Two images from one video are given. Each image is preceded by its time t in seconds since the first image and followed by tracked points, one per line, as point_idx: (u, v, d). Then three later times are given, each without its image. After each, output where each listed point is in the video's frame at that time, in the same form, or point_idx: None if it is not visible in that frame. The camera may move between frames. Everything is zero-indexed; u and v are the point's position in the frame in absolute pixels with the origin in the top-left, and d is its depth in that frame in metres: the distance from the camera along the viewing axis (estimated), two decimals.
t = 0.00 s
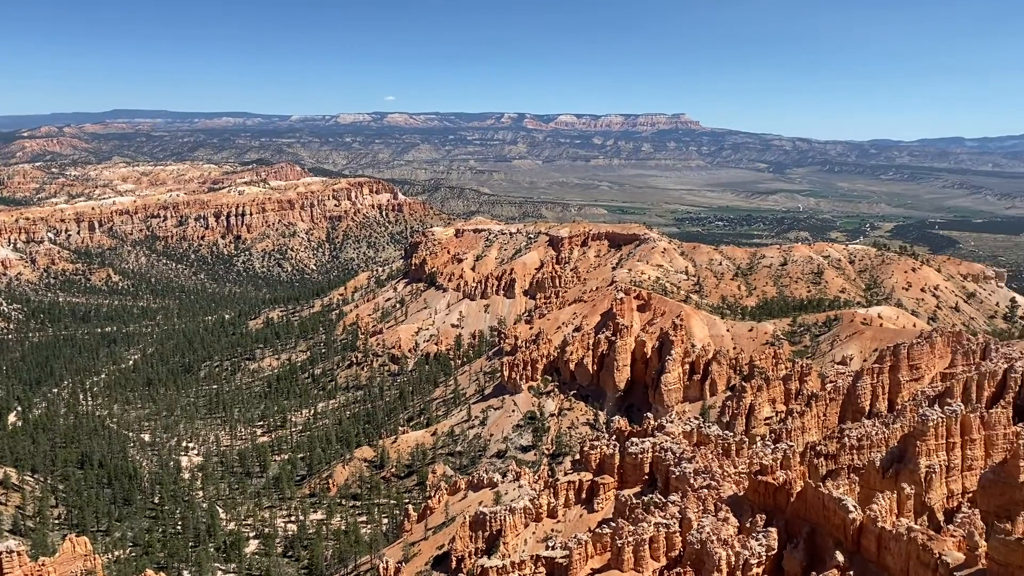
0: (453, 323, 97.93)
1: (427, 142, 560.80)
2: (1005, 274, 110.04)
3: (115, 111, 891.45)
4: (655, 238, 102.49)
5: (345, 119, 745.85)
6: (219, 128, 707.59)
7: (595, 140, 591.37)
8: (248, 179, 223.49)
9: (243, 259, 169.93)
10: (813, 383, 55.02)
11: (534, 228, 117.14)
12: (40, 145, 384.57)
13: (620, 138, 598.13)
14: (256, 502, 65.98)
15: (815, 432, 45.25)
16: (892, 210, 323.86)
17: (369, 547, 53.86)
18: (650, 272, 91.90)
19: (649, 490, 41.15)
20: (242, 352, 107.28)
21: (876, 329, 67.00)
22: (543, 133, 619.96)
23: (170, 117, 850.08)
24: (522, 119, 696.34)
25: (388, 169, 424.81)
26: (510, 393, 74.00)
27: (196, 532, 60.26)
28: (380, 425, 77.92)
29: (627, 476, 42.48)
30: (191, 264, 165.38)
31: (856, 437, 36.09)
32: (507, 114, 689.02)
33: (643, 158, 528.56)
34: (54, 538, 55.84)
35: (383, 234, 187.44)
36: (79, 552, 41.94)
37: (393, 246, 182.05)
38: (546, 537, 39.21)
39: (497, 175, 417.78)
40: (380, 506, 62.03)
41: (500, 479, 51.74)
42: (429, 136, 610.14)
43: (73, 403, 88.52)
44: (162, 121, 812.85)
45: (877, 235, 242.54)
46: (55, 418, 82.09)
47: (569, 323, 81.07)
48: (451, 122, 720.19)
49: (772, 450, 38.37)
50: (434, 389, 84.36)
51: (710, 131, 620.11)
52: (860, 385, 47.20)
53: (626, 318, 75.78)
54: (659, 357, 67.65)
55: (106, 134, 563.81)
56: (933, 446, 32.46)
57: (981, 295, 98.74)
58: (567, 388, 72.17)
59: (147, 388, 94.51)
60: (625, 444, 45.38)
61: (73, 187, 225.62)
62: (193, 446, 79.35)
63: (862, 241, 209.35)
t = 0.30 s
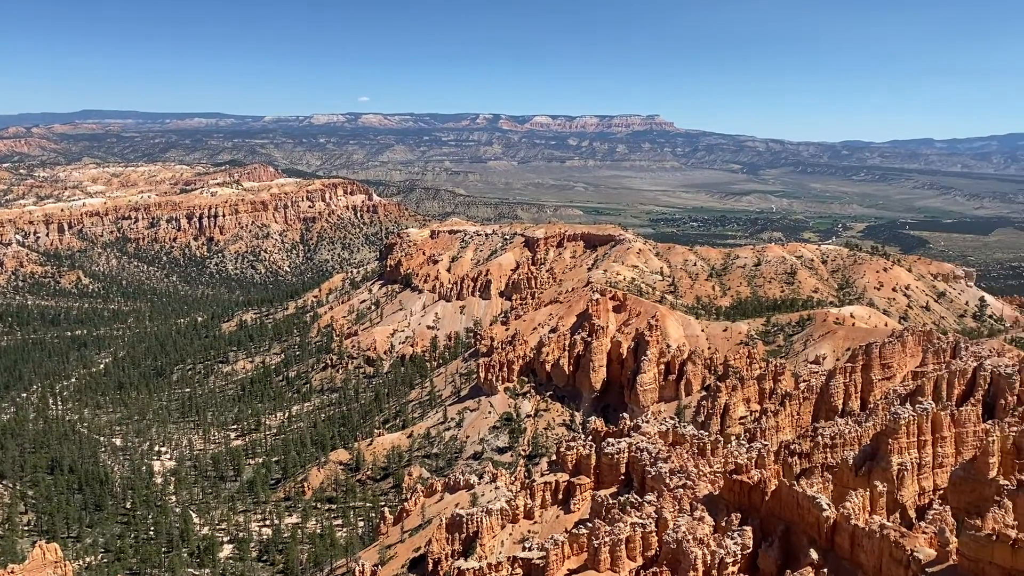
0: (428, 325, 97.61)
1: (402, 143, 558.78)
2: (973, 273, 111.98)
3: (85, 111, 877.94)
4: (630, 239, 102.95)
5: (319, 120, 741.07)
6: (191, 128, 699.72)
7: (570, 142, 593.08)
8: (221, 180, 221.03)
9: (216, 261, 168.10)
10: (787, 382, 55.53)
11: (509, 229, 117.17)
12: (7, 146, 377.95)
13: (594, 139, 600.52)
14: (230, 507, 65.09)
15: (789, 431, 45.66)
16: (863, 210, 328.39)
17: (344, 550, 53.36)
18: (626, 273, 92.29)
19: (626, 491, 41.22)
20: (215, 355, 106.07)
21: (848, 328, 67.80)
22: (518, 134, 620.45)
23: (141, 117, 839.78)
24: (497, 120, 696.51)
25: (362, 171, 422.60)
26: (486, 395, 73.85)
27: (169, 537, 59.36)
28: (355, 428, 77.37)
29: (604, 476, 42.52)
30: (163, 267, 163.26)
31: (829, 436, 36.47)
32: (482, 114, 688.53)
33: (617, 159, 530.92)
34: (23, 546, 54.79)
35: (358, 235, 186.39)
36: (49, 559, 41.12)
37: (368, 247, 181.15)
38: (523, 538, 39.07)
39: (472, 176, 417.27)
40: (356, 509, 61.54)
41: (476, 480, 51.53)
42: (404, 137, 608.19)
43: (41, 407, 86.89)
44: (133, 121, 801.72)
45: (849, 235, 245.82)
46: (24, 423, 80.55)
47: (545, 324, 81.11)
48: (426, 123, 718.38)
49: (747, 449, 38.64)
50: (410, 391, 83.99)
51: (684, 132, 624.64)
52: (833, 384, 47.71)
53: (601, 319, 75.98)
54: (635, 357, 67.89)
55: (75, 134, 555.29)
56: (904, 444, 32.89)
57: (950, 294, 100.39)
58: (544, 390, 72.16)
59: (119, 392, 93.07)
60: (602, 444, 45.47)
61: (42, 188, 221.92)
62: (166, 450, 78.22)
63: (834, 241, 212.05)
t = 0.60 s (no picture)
0: (405, 325, 97.34)
1: (377, 143, 556.48)
2: (943, 271, 113.81)
3: (54, 111, 864.87)
4: (606, 239, 103.49)
5: (294, 120, 735.98)
6: (163, 128, 691.44)
7: (546, 142, 594.14)
8: (195, 181, 218.76)
9: (189, 262, 166.34)
10: (761, 381, 56.07)
11: (486, 229, 117.12)
12: None
13: (571, 139, 602.19)
14: (205, 510, 64.38)
15: (763, 429, 46.10)
16: (835, 210, 332.59)
17: (321, 552, 52.98)
18: (602, 273, 92.69)
19: (603, 490, 41.36)
20: (189, 357, 104.92)
21: (821, 327, 68.60)
22: (494, 134, 620.08)
23: (112, 117, 828.90)
24: (473, 120, 696.13)
25: (337, 171, 420.34)
26: (463, 395, 73.76)
27: (143, 541, 58.60)
28: (332, 430, 76.89)
29: (581, 476, 42.63)
30: (136, 268, 161.29)
31: (803, 433, 36.86)
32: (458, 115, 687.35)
33: (593, 160, 533.12)
34: None
35: (333, 236, 185.27)
36: (21, 565, 40.43)
37: (344, 248, 180.18)
38: (501, 539, 39.04)
39: (448, 176, 416.63)
40: (333, 511, 61.09)
41: (454, 481, 51.39)
42: (379, 137, 605.61)
43: (11, 411, 85.44)
44: (104, 121, 790.82)
45: (822, 235, 248.77)
46: None
47: (522, 324, 81.19)
48: (402, 123, 716.08)
49: (723, 448, 38.98)
50: (387, 392, 83.64)
51: (659, 133, 628.16)
52: (807, 382, 48.26)
53: (578, 319, 76.23)
54: (612, 357, 68.18)
55: (45, 134, 547.49)
56: (877, 441, 33.34)
57: (921, 293, 101.96)
58: (521, 390, 72.20)
59: (91, 395, 91.69)
60: (579, 444, 45.59)
61: (10, 189, 218.37)
62: (140, 453, 77.20)
63: (807, 241, 214.40)
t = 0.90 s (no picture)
0: (381, 326, 96.92)
1: (353, 143, 553.32)
2: (914, 271, 115.55)
3: (22, 111, 850.62)
4: (583, 238, 103.84)
5: (268, 119, 730.18)
6: (134, 127, 682.50)
7: (523, 142, 594.66)
8: (167, 181, 216.23)
9: (162, 263, 164.39)
10: (737, 379, 56.52)
11: (462, 229, 116.97)
12: None
13: (547, 139, 603.33)
14: (180, 513, 63.62)
15: (739, 427, 46.44)
16: (808, 210, 336.26)
17: (297, 555, 52.54)
18: (579, 273, 92.93)
19: (580, 489, 41.43)
20: (162, 359, 103.66)
21: (796, 325, 69.33)
22: (470, 134, 619.11)
23: (82, 116, 816.61)
24: (449, 120, 694.96)
25: (312, 171, 417.64)
26: (440, 396, 73.58)
27: (116, 546, 57.78)
28: (307, 432, 76.32)
29: (558, 475, 42.71)
30: (107, 269, 159.11)
31: (778, 431, 37.20)
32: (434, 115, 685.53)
33: (569, 160, 534.74)
34: None
35: (308, 236, 183.96)
36: None
37: (319, 248, 179.01)
38: (478, 539, 38.97)
39: (424, 176, 415.48)
40: (309, 513, 60.62)
41: (431, 481, 51.23)
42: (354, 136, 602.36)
43: None
44: (74, 121, 778.96)
45: (795, 234, 251.42)
46: None
47: (499, 324, 81.15)
48: (377, 122, 713.06)
49: (699, 446, 39.24)
50: (363, 393, 83.20)
51: (635, 133, 631.05)
52: (782, 380, 48.72)
53: (555, 319, 76.39)
54: (588, 356, 68.35)
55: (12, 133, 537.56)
56: (851, 438, 33.76)
57: (893, 292, 103.45)
58: (498, 389, 72.15)
59: (62, 398, 90.28)
60: (556, 443, 45.62)
61: None
62: (112, 457, 76.13)
63: (781, 241, 216.46)
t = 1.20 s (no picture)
0: (356, 326, 96.46)
1: (327, 142, 549.51)
2: (884, 268, 117.29)
3: None
4: (558, 237, 104.11)
5: (241, 118, 722.97)
6: (104, 125, 672.54)
7: (498, 141, 594.50)
8: (138, 180, 213.42)
9: (134, 263, 162.21)
10: (711, 376, 57.01)
11: (438, 228, 116.77)
12: None
13: (522, 138, 603.60)
14: (153, 515, 62.83)
15: (713, 423, 46.83)
16: (781, 208, 339.53)
17: (273, 555, 52.11)
18: (554, 271, 93.17)
19: (557, 487, 41.55)
20: (134, 359, 102.29)
21: (768, 322, 70.11)
22: (445, 133, 617.66)
23: (50, 114, 803.03)
24: (424, 118, 692.92)
25: (286, 169, 414.09)
26: (417, 395, 73.42)
27: (88, 549, 56.94)
28: (282, 432, 75.77)
29: (534, 473, 42.86)
30: (77, 269, 156.65)
31: (751, 427, 37.62)
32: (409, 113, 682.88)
33: (544, 159, 535.73)
34: None
35: (282, 236, 182.33)
36: None
37: (293, 248, 177.60)
38: (455, 537, 38.93)
39: (399, 175, 413.75)
40: (284, 514, 60.17)
41: (407, 481, 51.11)
42: (328, 134, 597.82)
43: None
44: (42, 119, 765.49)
45: (768, 232, 253.78)
46: None
47: (475, 323, 81.13)
48: (351, 121, 708.72)
49: (674, 442, 39.59)
50: (338, 393, 82.79)
51: (609, 132, 633.55)
52: (755, 376, 49.21)
53: (531, 317, 76.52)
54: (564, 354, 68.54)
55: None
56: (823, 433, 34.25)
57: (864, 289, 104.94)
58: (474, 388, 72.10)
59: (32, 400, 88.79)
60: (532, 442, 45.71)
61: None
62: (83, 459, 75.03)
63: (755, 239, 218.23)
